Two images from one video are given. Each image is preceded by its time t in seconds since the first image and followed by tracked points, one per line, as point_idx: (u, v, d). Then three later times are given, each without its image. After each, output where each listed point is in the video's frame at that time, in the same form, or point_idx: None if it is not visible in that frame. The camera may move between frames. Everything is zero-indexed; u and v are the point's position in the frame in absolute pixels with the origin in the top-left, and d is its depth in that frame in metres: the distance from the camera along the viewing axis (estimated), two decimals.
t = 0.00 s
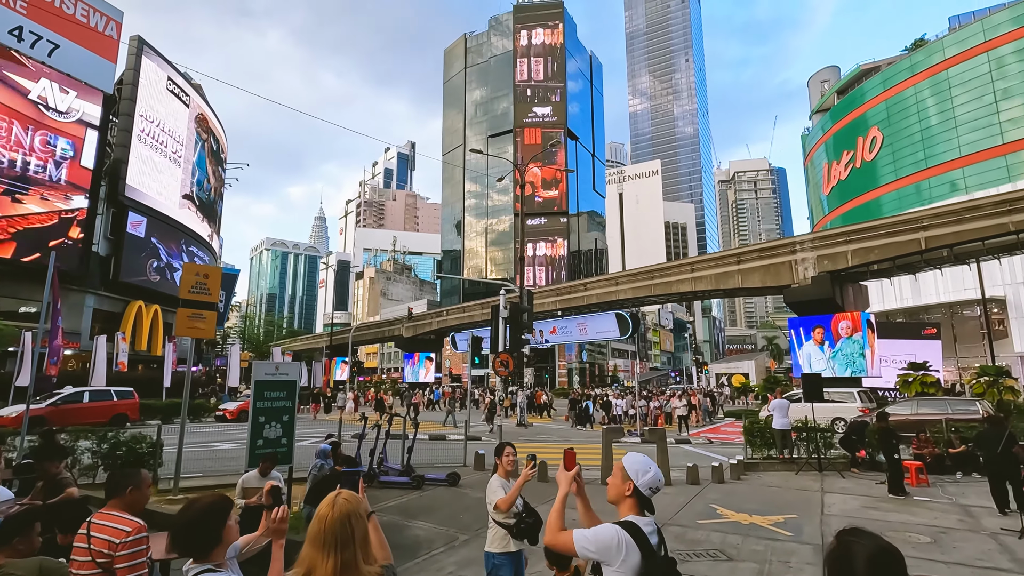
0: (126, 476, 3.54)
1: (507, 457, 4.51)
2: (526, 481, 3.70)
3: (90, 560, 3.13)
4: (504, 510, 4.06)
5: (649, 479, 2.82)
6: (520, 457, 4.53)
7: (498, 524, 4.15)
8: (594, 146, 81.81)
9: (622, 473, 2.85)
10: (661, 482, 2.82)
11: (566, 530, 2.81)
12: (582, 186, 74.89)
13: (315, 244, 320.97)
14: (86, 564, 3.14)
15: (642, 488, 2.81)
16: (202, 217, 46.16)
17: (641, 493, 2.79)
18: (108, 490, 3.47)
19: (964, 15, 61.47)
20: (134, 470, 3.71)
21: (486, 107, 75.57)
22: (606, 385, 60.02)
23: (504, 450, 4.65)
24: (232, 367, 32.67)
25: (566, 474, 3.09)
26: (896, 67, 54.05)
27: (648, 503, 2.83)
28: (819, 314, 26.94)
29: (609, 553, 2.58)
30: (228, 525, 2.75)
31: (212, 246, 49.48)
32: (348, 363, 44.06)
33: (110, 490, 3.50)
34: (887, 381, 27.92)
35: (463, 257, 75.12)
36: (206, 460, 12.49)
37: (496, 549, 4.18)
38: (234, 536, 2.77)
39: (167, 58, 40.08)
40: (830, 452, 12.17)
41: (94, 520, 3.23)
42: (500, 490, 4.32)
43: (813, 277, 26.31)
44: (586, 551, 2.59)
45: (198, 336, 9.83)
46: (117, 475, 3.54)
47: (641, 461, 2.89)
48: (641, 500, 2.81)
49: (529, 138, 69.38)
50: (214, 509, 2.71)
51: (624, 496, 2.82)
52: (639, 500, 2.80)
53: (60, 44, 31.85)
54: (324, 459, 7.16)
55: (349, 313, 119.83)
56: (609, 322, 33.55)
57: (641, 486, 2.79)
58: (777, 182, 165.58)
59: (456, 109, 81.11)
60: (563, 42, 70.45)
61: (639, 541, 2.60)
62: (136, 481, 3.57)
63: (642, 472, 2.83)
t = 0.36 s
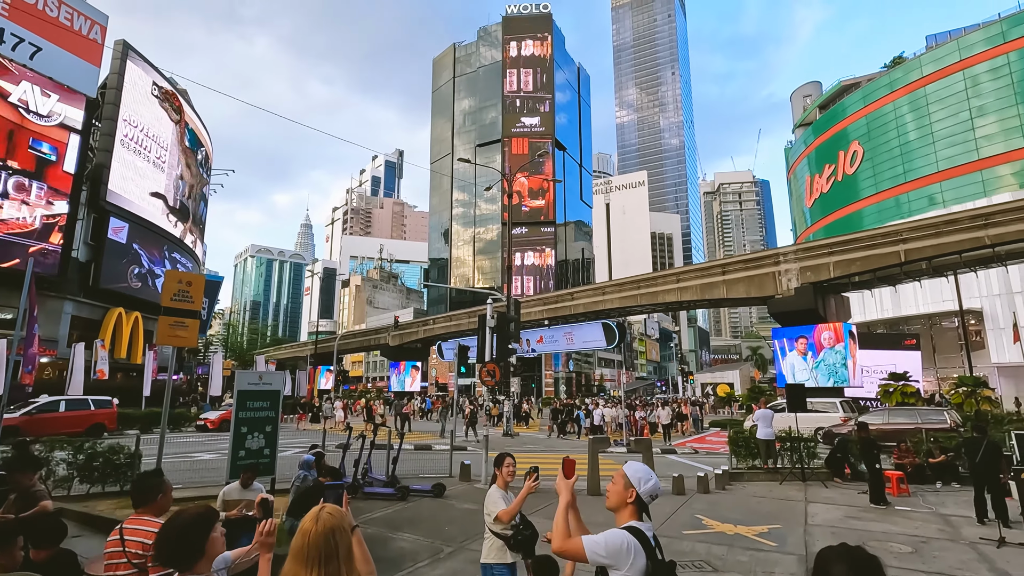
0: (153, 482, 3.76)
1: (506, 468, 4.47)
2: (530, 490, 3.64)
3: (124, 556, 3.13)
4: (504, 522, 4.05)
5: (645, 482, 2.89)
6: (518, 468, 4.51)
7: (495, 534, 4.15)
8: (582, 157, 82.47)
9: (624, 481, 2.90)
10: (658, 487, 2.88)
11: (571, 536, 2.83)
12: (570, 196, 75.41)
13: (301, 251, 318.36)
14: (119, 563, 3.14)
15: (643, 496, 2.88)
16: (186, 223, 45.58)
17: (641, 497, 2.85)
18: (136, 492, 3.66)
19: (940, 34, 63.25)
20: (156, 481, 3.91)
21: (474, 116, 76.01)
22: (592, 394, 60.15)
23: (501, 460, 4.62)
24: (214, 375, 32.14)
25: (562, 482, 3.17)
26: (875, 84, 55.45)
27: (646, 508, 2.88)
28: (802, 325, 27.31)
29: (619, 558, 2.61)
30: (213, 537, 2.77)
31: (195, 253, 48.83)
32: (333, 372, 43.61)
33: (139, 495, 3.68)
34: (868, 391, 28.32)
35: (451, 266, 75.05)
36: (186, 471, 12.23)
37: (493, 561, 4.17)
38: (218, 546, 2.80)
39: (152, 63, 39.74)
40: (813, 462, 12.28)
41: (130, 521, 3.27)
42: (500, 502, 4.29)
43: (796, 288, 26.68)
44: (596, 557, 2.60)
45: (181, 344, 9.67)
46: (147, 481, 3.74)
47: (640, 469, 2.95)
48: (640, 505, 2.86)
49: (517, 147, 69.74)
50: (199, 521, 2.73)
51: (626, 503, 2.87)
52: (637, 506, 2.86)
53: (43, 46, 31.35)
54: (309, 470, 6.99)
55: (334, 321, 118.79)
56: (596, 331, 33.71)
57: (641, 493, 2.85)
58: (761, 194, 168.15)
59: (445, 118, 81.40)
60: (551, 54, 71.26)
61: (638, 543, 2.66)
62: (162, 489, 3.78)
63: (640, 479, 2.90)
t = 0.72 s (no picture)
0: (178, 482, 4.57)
1: (501, 481, 4.48)
2: (530, 499, 3.63)
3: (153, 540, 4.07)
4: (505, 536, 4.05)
5: (639, 494, 2.91)
6: (511, 480, 4.52)
7: (492, 549, 4.15)
8: (569, 166, 83.03)
9: (617, 490, 2.91)
10: (651, 497, 2.90)
11: (567, 548, 2.84)
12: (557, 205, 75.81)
13: (285, 257, 315.13)
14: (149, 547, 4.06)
15: (637, 506, 2.90)
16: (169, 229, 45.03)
17: (635, 508, 2.87)
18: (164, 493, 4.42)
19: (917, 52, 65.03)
20: (178, 485, 4.66)
21: (462, 125, 76.25)
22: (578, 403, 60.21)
23: (493, 475, 4.61)
24: (195, 384, 31.56)
25: (557, 493, 3.19)
26: (856, 99, 56.77)
27: (641, 517, 2.89)
28: (786, 335, 27.66)
29: (615, 566, 2.62)
30: (191, 551, 2.71)
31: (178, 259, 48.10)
32: (318, 380, 43.17)
33: (163, 497, 4.43)
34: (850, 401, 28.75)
35: (437, 274, 74.87)
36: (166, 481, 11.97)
37: None
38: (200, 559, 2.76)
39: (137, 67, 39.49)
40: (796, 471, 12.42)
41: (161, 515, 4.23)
42: (498, 514, 4.29)
43: (779, 299, 27.03)
44: (591, 566, 2.59)
45: (162, 352, 9.51)
46: (171, 484, 4.50)
47: (633, 480, 2.97)
48: (635, 516, 2.88)
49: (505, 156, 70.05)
50: (179, 535, 2.68)
51: (619, 514, 2.88)
52: (631, 516, 2.87)
53: (24, 48, 30.85)
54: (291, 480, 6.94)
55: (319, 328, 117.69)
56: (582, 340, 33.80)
57: (636, 504, 2.87)
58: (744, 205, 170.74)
59: (433, 126, 81.51)
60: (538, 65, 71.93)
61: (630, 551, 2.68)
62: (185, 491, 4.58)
63: (634, 489, 2.91)
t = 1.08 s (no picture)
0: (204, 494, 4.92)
1: (490, 490, 4.48)
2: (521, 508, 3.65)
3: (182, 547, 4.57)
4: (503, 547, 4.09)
5: (624, 502, 2.89)
6: (502, 489, 4.52)
7: (489, 559, 4.19)
8: (557, 174, 83.47)
9: (603, 499, 2.91)
10: (635, 505, 2.88)
11: (550, 556, 2.86)
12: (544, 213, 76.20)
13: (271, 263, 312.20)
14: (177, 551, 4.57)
15: (622, 513, 2.89)
16: (151, 233, 44.41)
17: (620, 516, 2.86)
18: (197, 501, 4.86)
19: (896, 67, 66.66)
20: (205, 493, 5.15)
21: (451, 132, 76.42)
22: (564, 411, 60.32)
23: (484, 484, 4.59)
24: (176, 391, 31.01)
25: (546, 503, 3.18)
26: (838, 112, 57.99)
27: (626, 528, 2.88)
28: (769, 343, 27.97)
29: None
30: (166, 561, 2.67)
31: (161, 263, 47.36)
32: (302, 387, 42.65)
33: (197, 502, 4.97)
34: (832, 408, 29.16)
35: (424, 281, 74.64)
36: (143, 490, 11.69)
37: None
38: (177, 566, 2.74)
39: (120, 69, 39.00)
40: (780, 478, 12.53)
41: (189, 522, 4.71)
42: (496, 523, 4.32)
43: (763, 307, 27.34)
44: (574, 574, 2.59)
45: (142, 359, 9.38)
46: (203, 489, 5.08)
47: (619, 489, 2.96)
48: (621, 524, 2.87)
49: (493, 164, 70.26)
50: (155, 544, 2.64)
51: (605, 522, 2.88)
52: (618, 525, 2.86)
53: (5, 48, 30.31)
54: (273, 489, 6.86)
55: (304, 335, 116.40)
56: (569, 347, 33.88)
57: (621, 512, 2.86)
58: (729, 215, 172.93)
59: (421, 132, 81.54)
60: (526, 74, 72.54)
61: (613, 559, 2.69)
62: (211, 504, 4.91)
63: (619, 498, 2.90)
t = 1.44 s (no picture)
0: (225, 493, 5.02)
1: (476, 498, 4.46)
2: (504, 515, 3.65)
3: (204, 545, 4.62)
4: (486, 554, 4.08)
5: (600, 510, 2.88)
6: (487, 496, 4.51)
7: (475, 567, 4.19)
8: (544, 181, 83.87)
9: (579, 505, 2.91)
10: (613, 514, 2.86)
11: (527, 562, 2.89)
12: (532, 220, 76.49)
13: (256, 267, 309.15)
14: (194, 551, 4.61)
15: (596, 520, 2.88)
16: (132, 236, 43.75)
17: (596, 524, 2.86)
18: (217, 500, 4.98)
19: (877, 80, 68.11)
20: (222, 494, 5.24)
21: (438, 137, 76.50)
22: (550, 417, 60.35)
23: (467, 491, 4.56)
24: (156, 396, 30.43)
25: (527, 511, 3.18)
26: (820, 123, 59.14)
27: (605, 536, 2.87)
28: (753, 350, 28.25)
29: None
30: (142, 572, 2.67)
31: (142, 266, 46.61)
32: (285, 393, 42.15)
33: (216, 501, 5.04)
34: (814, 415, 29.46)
35: (411, 286, 74.35)
36: (119, 499, 11.40)
37: None
38: None
39: (103, 70, 38.47)
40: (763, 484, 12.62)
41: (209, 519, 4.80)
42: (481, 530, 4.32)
43: (747, 315, 27.65)
44: None
45: (122, 364, 9.20)
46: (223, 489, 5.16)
47: (596, 494, 2.96)
48: (597, 532, 2.87)
49: (480, 170, 70.35)
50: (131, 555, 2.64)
51: (580, 529, 2.89)
52: (594, 534, 2.86)
53: None
54: (255, 497, 6.78)
55: (288, 340, 115.12)
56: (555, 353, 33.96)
57: (597, 519, 2.85)
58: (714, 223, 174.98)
59: (408, 137, 81.49)
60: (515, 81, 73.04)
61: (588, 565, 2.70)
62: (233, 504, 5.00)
63: (595, 505, 2.90)
